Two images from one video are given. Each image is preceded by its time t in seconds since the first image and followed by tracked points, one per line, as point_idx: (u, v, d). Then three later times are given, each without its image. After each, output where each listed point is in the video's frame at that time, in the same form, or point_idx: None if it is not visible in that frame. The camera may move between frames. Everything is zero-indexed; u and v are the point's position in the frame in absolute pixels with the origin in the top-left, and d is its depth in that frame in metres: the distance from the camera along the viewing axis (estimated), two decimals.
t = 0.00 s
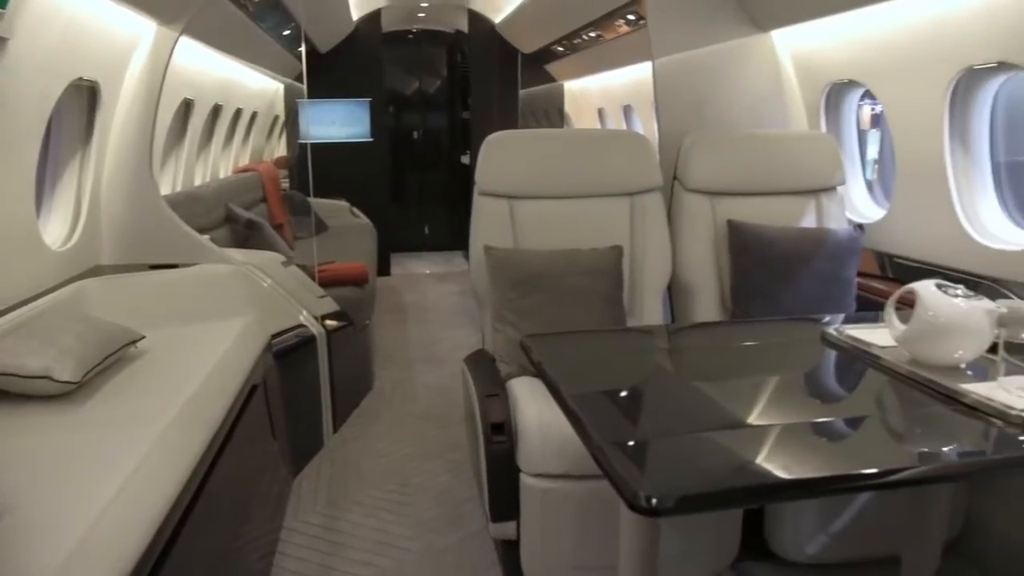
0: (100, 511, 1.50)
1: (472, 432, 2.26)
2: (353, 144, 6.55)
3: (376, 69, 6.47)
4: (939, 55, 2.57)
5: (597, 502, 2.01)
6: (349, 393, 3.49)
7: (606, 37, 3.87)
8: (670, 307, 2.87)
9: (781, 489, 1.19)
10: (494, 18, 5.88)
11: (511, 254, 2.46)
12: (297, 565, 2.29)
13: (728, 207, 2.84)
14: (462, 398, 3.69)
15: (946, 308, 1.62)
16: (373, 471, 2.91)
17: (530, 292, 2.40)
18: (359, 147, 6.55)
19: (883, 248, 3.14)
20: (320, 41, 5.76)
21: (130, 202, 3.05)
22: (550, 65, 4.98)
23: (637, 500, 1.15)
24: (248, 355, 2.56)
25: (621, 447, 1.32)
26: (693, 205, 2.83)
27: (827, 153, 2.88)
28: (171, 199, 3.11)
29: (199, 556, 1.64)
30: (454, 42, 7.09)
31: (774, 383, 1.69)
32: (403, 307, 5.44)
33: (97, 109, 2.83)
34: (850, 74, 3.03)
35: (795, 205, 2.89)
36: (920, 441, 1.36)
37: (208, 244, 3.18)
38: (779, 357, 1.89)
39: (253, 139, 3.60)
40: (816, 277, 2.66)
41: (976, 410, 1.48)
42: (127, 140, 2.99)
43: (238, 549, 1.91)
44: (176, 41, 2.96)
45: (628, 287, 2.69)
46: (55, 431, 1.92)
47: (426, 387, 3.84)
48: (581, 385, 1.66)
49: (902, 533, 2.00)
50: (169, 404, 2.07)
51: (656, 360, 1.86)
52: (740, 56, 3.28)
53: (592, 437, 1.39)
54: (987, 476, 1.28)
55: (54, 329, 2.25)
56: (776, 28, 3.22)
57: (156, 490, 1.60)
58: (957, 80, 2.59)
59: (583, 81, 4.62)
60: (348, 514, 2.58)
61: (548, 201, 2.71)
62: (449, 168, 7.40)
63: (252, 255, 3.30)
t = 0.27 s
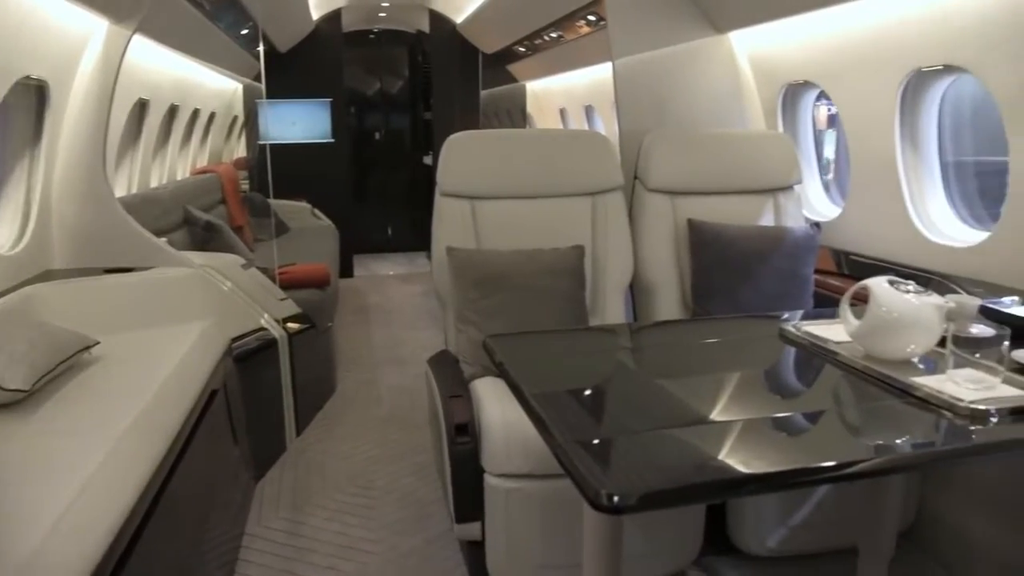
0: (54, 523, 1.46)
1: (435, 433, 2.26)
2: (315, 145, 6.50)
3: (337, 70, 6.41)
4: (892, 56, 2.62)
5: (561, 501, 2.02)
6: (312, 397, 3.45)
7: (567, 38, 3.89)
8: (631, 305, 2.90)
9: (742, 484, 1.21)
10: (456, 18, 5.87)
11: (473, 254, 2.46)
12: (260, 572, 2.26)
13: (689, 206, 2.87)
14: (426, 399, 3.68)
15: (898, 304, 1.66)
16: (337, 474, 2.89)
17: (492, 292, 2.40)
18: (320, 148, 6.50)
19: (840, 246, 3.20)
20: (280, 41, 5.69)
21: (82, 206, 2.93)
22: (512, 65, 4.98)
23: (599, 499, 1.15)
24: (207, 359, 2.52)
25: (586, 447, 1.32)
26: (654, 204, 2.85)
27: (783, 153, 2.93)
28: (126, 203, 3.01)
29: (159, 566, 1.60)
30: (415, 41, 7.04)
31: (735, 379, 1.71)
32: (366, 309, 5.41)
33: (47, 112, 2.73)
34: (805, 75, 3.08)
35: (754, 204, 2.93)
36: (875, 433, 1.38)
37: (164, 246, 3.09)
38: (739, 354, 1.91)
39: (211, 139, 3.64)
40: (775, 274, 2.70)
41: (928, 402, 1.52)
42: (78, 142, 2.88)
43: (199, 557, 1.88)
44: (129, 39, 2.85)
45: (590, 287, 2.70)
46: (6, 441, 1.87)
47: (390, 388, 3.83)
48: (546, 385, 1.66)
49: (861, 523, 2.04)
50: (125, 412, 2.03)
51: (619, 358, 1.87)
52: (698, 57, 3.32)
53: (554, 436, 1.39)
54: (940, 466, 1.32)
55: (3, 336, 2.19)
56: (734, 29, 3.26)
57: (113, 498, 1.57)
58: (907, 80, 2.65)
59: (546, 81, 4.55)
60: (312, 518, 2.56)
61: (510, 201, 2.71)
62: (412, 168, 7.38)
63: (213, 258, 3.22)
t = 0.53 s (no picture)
0: (13, 532, 1.43)
1: (404, 435, 2.25)
2: (280, 146, 6.43)
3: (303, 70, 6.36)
4: (853, 57, 2.67)
5: (530, 501, 2.03)
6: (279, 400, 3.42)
7: (534, 38, 3.89)
8: (599, 304, 2.91)
9: (709, 480, 1.21)
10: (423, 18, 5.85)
11: (441, 255, 2.46)
12: None
13: (655, 206, 2.90)
14: (395, 401, 3.66)
15: (859, 300, 1.69)
16: (306, 478, 2.86)
17: (460, 292, 2.40)
18: (285, 150, 6.44)
19: (803, 244, 3.24)
20: (244, 40, 5.63)
21: (37, 206, 2.87)
22: (479, 65, 4.98)
23: (566, 497, 1.15)
24: (171, 363, 2.48)
25: (557, 446, 1.32)
26: (621, 203, 2.87)
27: (747, 155, 2.97)
28: (86, 205, 2.95)
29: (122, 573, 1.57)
30: (382, 41, 7.01)
31: (703, 377, 1.72)
32: (334, 311, 5.37)
33: None
34: (769, 75, 3.12)
35: (720, 202, 2.97)
36: (838, 428, 1.41)
37: (129, 250, 3.04)
38: (706, 352, 1.93)
39: (175, 140, 3.49)
40: (740, 273, 2.72)
41: (889, 397, 1.54)
42: (35, 142, 2.82)
43: (164, 565, 1.85)
44: (87, 37, 2.80)
45: (558, 286, 2.71)
46: None
47: (359, 390, 3.80)
48: (516, 385, 1.66)
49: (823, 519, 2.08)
50: (87, 418, 1.99)
51: (588, 357, 1.88)
52: (664, 58, 3.35)
53: (524, 435, 1.39)
54: (901, 459, 1.34)
55: None
56: (698, 29, 3.29)
57: (75, 504, 1.54)
58: (867, 81, 2.70)
59: (514, 81, 4.54)
60: (281, 523, 2.53)
61: (477, 201, 2.71)
62: (380, 169, 7.34)
63: (178, 261, 3.23)
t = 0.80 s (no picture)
0: None
1: (374, 437, 2.23)
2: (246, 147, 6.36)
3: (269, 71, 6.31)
4: (815, 57, 2.70)
5: (501, 501, 2.03)
6: (246, 403, 3.38)
7: (502, 38, 3.89)
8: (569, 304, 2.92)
9: (678, 477, 1.22)
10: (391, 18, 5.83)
11: (409, 255, 2.45)
12: None
13: (623, 205, 2.91)
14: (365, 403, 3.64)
15: (823, 298, 1.71)
16: (275, 482, 2.84)
17: (429, 293, 2.39)
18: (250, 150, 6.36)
19: (769, 242, 3.28)
20: (208, 40, 5.55)
21: None
22: (447, 66, 4.97)
23: (535, 497, 1.15)
24: (135, 368, 2.44)
25: (527, 446, 1.32)
26: (589, 203, 2.89)
27: (713, 155, 3.00)
28: (45, 207, 2.81)
29: None
30: (350, 41, 6.96)
31: (672, 375, 1.74)
32: (303, 313, 5.32)
33: None
34: (733, 75, 3.15)
35: (686, 201, 2.99)
36: (803, 424, 1.42)
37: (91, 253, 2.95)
38: (674, 350, 1.95)
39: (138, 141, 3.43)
40: (707, 271, 2.75)
41: (853, 392, 1.57)
42: None
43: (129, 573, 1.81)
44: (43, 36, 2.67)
45: (528, 286, 2.71)
46: None
47: (328, 393, 3.77)
48: (486, 386, 1.66)
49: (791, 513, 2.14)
50: (47, 423, 1.94)
51: (557, 356, 1.89)
52: (630, 58, 3.37)
53: (494, 436, 1.39)
54: (864, 453, 1.36)
55: None
56: (663, 29, 3.31)
57: (34, 512, 1.50)
58: (829, 81, 2.74)
59: (482, 81, 4.51)
60: (249, 528, 2.51)
61: (445, 201, 2.70)
62: (348, 169, 7.29)
63: (142, 263, 3.15)
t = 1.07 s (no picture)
0: None
1: (341, 439, 2.22)
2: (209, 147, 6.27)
3: (233, 70, 6.24)
4: (777, 58, 2.74)
5: (469, 503, 2.02)
6: (212, 408, 3.33)
7: (468, 38, 3.89)
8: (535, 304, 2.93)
9: (646, 475, 1.23)
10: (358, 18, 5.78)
11: (375, 257, 2.44)
12: None
13: (589, 206, 2.93)
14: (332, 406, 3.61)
15: (786, 295, 1.74)
16: (242, 487, 2.80)
17: (395, 295, 2.38)
18: (213, 151, 6.28)
19: (734, 241, 3.32)
20: (170, 38, 5.47)
21: None
22: (414, 66, 4.94)
23: (501, 497, 1.15)
24: (96, 373, 2.39)
25: (497, 446, 1.32)
26: (556, 203, 2.90)
27: (677, 155, 3.02)
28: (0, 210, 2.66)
29: None
30: (315, 41, 6.89)
31: (639, 374, 1.75)
32: (268, 315, 5.26)
33: None
34: (697, 76, 3.18)
35: (651, 201, 3.01)
36: (767, 420, 1.44)
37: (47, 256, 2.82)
38: (640, 348, 1.96)
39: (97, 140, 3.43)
40: (673, 270, 2.77)
41: (815, 388, 1.59)
42: None
43: None
44: None
45: (494, 287, 2.71)
46: None
47: (295, 396, 3.74)
48: (456, 387, 1.65)
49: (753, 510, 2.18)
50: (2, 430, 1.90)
51: (525, 356, 1.89)
52: (595, 59, 3.39)
53: (463, 436, 1.38)
54: (826, 447, 1.38)
55: None
56: (627, 29, 3.33)
57: None
58: (791, 82, 2.77)
59: (448, 81, 4.48)
60: (216, 534, 2.47)
61: (411, 202, 2.69)
62: (314, 170, 7.23)
63: (100, 267, 3.10)
